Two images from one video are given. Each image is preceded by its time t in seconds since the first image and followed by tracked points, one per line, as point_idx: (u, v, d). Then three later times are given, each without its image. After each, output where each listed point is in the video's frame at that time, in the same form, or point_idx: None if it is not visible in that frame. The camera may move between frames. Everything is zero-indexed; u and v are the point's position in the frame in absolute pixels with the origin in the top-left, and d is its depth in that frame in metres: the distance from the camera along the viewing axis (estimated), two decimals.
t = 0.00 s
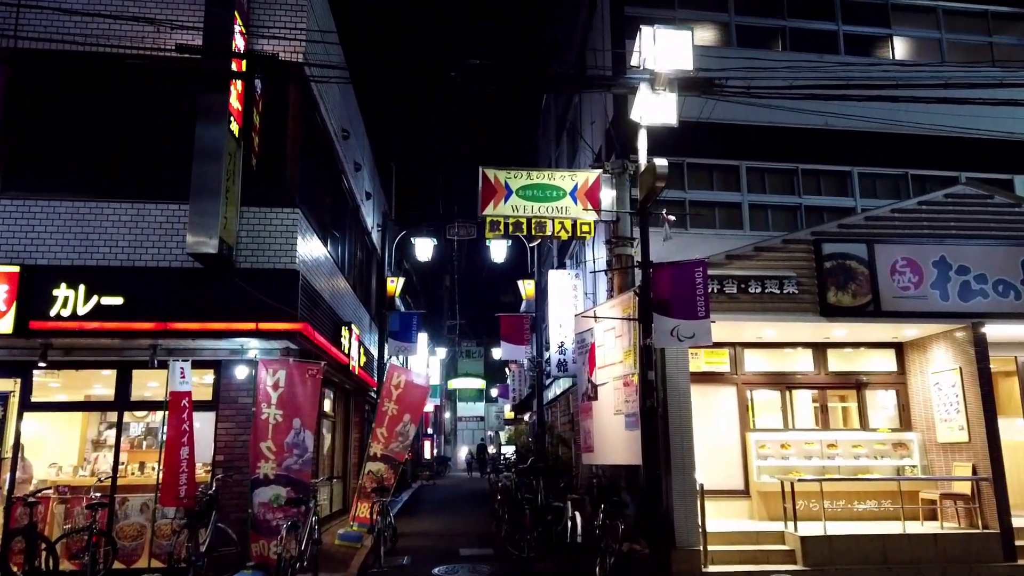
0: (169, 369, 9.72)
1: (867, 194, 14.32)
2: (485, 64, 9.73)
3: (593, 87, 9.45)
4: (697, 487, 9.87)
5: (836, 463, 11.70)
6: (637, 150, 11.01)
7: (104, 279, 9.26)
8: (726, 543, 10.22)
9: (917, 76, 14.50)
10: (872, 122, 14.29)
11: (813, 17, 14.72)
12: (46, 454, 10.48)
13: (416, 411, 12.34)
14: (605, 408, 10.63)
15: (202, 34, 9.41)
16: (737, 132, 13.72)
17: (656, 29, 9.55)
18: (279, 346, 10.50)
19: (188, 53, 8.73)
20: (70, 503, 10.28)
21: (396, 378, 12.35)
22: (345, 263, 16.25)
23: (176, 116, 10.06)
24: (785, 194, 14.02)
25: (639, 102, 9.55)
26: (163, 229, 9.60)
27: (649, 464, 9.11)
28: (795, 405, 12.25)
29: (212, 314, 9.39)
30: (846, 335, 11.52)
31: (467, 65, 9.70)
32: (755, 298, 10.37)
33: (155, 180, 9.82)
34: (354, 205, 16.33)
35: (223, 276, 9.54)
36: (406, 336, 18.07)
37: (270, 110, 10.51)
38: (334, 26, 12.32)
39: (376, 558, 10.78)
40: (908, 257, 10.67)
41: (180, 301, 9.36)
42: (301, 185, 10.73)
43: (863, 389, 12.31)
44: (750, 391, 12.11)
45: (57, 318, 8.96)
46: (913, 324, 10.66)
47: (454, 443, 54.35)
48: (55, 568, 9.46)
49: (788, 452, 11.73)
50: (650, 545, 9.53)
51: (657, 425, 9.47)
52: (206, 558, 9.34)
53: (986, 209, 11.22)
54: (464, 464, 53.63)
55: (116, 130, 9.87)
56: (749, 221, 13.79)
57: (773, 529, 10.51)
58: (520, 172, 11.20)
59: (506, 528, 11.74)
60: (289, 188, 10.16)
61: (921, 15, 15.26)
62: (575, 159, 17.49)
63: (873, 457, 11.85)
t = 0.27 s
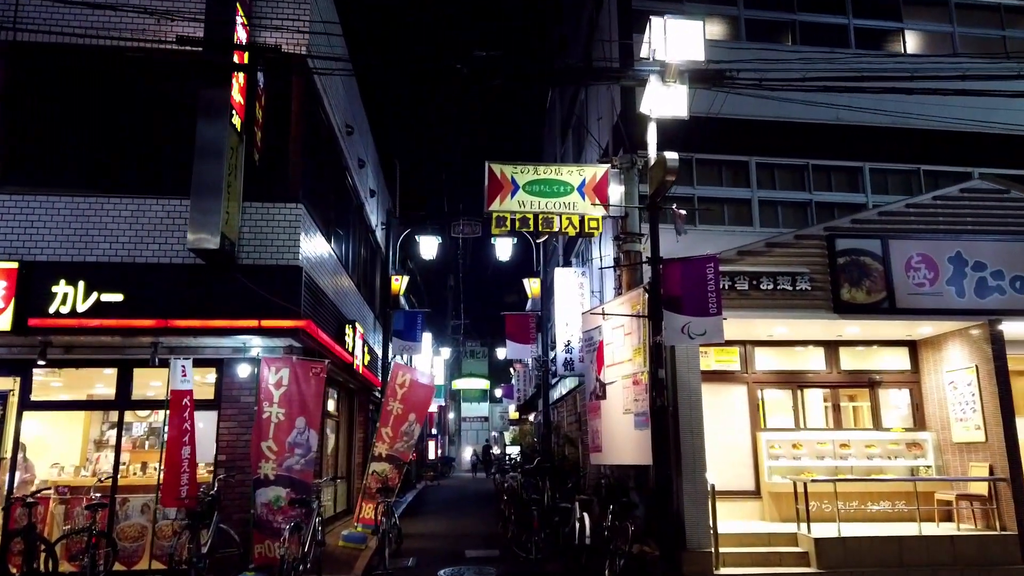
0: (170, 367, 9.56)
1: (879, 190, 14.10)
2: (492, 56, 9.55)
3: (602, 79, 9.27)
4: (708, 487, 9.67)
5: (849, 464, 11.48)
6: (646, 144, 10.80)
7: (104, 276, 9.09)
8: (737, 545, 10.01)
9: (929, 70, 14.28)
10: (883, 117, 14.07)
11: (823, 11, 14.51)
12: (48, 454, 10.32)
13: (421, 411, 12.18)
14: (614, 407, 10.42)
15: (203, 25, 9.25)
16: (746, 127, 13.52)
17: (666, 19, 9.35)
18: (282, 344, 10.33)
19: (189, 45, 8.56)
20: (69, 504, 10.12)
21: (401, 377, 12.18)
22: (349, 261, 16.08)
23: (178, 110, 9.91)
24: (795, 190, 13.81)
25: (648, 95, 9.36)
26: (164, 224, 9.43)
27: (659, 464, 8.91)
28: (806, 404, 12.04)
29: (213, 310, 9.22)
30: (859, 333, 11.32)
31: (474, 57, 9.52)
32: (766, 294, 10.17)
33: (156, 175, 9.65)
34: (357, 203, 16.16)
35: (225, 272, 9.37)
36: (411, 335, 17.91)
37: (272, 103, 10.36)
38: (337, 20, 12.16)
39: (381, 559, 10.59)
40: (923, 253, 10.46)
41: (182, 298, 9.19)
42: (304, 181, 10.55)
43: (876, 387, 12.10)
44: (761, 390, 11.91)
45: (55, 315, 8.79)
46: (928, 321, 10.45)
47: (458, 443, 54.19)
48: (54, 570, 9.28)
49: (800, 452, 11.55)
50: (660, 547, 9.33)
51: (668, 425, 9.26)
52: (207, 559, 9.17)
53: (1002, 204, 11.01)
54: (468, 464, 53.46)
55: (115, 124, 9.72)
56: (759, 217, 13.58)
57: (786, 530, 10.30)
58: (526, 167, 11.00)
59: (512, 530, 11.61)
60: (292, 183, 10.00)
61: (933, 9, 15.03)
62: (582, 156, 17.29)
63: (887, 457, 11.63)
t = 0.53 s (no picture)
0: (173, 368, 9.44)
1: (889, 189, 13.96)
2: (499, 53, 9.44)
3: (612, 76, 9.17)
4: (719, 490, 9.52)
5: (860, 466, 11.34)
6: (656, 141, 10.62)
7: (107, 275, 9.00)
8: (748, 549, 9.87)
9: (939, 68, 14.12)
10: (893, 116, 13.93)
11: (832, 8, 14.37)
12: (53, 455, 10.24)
13: (427, 413, 12.05)
14: (622, 409, 10.28)
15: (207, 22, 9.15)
16: (755, 126, 13.38)
17: (677, 16, 9.23)
18: (286, 345, 10.21)
19: (192, 41, 8.45)
20: (72, 506, 10.03)
21: (407, 378, 12.06)
22: (354, 262, 15.97)
23: (182, 108, 9.82)
24: (804, 190, 13.68)
25: (658, 92, 9.27)
26: (168, 223, 9.33)
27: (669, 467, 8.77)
28: (817, 406, 11.89)
29: (217, 311, 9.11)
30: (870, 334, 11.18)
31: (481, 54, 9.40)
32: (777, 294, 10.03)
33: (160, 174, 9.55)
34: (362, 202, 16.06)
35: (229, 272, 9.26)
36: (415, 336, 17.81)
37: (277, 101, 10.26)
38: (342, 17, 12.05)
39: (387, 562, 10.47)
40: (936, 252, 10.32)
41: (186, 298, 9.08)
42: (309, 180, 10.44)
43: (887, 389, 11.95)
44: (771, 392, 11.76)
45: (58, 315, 8.68)
46: (941, 322, 10.30)
47: (462, 445, 54.10)
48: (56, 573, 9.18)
49: (810, 454, 11.38)
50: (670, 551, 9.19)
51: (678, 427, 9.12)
52: (211, 562, 9.05)
53: (1016, 202, 10.86)
54: (472, 466, 53.35)
55: (118, 122, 9.62)
56: (768, 217, 13.45)
57: (798, 534, 10.16)
58: (534, 165, 10.83)
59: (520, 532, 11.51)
60: (297, 182, 9.89)
61: (943, 6, 14.88)
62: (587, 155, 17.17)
63: (899, 459, 11.48)
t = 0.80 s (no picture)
0: (177, 365, 9.37)
1: (899, 185, 13.81)
2: (505, 46, 9.33)
3: (619, 69, 9.06)
4: (728, 488, 9.42)
5: (871, 464, 11.22)
6: (662, 135, 10.59)
7: (111, 272, 8.93)
8: (757, 548, 9.76)
9: (950, 62, 13.96)
10: (903, 110, 13.77)
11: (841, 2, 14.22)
12: (57, 454, 10.28)
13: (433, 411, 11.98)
14: (630, 406, 10.17)
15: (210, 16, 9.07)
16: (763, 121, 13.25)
17: (685, 8, 9.13)
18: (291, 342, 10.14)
19: (196, 36, 8.38)
20: (76, 503, 9.96)
21: (412, 376, 12.00)
22: (358, 259, 15.89)
23: (185, 103, 9.75)
24: (813, 185, 13.55)
25: (666, 86, 9.19)
26: (171, 219, 9.26)
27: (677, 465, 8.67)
28: (826, 403, 11.77)
29: (221, 307, 9.04)
30: (881, 331, 11.06)
31: (486, 47, 9.30)
32: (787, 290, 9.91)
33: (162, 170, 9.48)
34: (367, 199, 15.99)
35: (233, 268, 9.18)
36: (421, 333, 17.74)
37: (281, 96, 10.19)
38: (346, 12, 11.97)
39: (392, 561, 10.39)
40: (948, 248, 10.19)
41: (190, 295, 9.02)
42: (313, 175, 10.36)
43: (898, 386, 11.81)
44: (780, 389, 11.64)
45: (61, 312, 8.62)
46: (953, 318, 10.16)
47: (467, 442, 54.08)
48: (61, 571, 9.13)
49: (820, 452, 11.28)
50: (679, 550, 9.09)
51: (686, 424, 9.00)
52: (216, 561, 8.98)
53: None
54: (478, 464, 53.30)
55: (122, 117, 9.56)
56: (776, 212, 13.33)
57: (807, 532, 10.04)
58: (540, 160, 10.74)
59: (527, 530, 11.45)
60: (302, 178, 9.81)
61: None
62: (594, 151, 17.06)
63: (909, 457, 11.35)
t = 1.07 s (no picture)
0: (180, 362, 9.31)
1: (908, 178, 13.66)
2: (509, 39, 9.23)
3: (625, 62, 8.96)
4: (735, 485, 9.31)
5: (880, 460, 11.11)
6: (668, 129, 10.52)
7: (113, 268, 8.88)
8: (765, 545, 9.66)
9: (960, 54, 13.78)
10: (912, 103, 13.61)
11: None
12: (63, 451, 10.19)
13: (438, 408, 11.95)
14: (636, 403, 10.07)
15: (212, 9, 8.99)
16: (771, 115, 13.11)
17: None
18: (295, 338, 10.07)
19: (197, 30, 8.30)
20: (80, 501, 9.94)
21: (417, 372, 11.94)
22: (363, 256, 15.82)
23: (187, 98, 9.68)
24: (821, 179, 13.42)
25: (672, 78, 9.06)
26: (173, 215, 9.20)
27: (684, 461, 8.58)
28: (835, 399, 11.65)
29: (224, 304, 8.98)
30: (891, 325, 10.93)
31: (490, 40, 9.20)
32: (795, 285, 9.79)
33: (165, 165, 9.42)
34: (371, 195, 15.91)
35: (236, 264, 9.13)
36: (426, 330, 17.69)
37: (284, 91, 10.11)
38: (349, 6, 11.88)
39: (397, 558, 10.33)
40: (959, 241, 10.05)
41: (193, 291, 8.95)
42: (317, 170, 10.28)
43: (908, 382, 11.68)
44: (788, 385, 11.54)
45: (63, 309, 8.58)
46: (964, 313, 10.02)
47: (473, 439, 54.07)
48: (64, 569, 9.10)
49: (828, 448, 11.18)
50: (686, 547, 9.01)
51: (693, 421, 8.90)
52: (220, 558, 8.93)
53: None
54: (484, 461, 53.31)
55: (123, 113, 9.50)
56: (784, 207, 13.21)
57: (816, 529, 9.94)
58: (544, 155, 10.62)
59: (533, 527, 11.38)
60: (304, 173, 9.73)
61: None
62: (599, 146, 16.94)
63: (919, 454, 11.23)
